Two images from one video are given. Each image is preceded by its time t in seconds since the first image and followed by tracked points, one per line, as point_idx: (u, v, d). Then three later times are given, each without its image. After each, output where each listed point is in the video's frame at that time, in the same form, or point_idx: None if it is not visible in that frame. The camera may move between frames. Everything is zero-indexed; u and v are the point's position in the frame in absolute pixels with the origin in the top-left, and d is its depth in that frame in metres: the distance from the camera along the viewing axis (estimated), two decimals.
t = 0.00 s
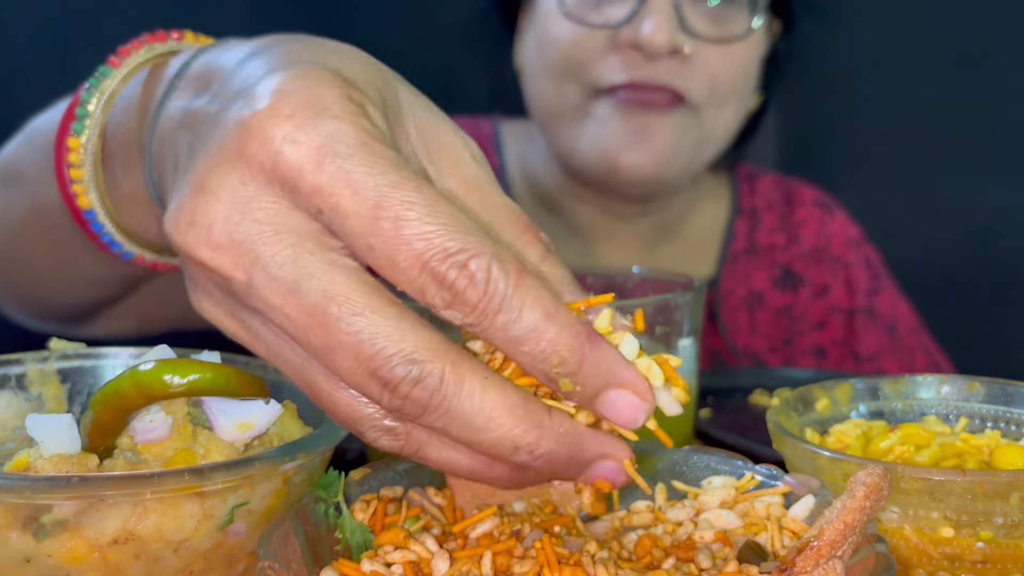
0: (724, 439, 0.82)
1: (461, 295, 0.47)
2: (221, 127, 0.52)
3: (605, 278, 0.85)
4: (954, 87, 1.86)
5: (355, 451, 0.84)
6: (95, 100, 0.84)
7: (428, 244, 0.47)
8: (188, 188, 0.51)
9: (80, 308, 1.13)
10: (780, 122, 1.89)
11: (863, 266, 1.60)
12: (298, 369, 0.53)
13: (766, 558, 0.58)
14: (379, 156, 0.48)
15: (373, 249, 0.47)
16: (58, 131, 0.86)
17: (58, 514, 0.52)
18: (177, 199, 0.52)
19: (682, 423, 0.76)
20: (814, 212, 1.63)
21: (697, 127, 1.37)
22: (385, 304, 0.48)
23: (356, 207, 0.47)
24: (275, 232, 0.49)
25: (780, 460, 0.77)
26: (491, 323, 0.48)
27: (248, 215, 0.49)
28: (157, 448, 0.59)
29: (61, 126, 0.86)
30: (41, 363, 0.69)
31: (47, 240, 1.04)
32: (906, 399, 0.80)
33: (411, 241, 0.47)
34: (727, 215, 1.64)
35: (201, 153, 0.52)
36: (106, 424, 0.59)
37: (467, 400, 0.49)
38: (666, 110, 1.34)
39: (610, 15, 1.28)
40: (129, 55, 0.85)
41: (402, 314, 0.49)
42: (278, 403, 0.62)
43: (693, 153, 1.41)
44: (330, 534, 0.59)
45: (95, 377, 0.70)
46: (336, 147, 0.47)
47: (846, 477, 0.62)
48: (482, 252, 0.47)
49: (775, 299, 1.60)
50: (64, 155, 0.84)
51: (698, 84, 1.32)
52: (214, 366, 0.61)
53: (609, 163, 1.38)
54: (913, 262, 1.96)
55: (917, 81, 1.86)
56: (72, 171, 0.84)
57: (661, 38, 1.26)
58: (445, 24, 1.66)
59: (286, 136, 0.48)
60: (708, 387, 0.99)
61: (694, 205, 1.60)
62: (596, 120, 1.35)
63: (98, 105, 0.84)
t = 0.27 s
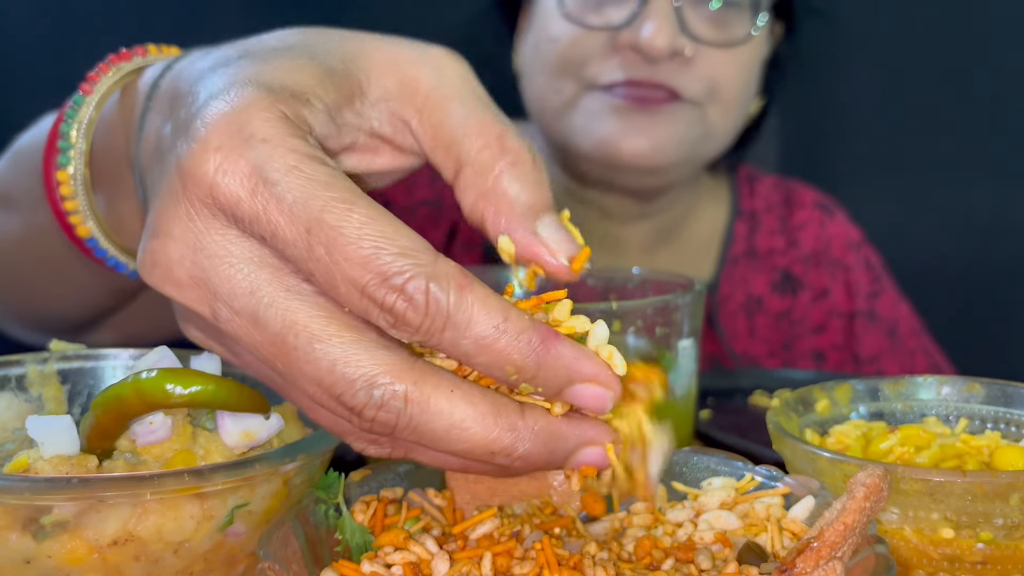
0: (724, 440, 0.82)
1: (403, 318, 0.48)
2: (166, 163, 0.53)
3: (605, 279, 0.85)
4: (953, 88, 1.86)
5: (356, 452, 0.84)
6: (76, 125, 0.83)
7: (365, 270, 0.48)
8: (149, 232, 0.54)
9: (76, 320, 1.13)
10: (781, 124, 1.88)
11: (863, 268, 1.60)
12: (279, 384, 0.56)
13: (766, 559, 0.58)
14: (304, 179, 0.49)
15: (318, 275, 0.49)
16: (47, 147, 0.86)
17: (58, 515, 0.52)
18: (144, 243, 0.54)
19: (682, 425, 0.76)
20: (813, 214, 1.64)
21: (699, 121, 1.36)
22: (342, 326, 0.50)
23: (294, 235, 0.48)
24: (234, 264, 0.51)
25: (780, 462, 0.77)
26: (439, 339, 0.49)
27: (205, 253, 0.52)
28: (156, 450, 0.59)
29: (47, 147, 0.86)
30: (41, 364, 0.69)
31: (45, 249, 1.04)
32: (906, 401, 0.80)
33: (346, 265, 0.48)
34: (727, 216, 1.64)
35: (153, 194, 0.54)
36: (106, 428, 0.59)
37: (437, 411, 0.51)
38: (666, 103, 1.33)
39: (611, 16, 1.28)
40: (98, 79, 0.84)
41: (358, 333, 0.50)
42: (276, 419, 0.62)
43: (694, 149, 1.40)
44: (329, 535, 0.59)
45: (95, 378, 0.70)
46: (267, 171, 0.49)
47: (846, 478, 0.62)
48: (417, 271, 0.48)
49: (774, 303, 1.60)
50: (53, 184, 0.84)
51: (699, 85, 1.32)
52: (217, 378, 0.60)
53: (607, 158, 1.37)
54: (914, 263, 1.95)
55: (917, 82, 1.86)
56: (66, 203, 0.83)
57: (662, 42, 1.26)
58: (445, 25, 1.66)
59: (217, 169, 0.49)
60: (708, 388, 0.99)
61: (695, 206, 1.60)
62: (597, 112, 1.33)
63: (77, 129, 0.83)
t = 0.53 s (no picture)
0: (724, 441, 0.82)
1: (396, 341, 0.49)
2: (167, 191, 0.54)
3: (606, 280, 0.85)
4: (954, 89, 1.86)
5: (356, 454, 0.84)
6: (86, 140, 0.84)
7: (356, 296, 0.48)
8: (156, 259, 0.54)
9: (73, 332, 1.12)
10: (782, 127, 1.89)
11: (863, 271, 1.60)
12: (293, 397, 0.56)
13: (766, 561, 0.58)
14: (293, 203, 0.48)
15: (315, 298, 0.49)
16: (55, 154, 0.86)
17: (58, 517, 0.52)
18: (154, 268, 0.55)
19: (681, 427, 0.76)
20: (813, 217, 1.64)
21: (697, 129, 1.36)
22: (347, 344, 0.51)
23: (288, 262, 0.49)
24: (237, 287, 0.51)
25: (780, 463, 0.77)
26: (432, 360, 0.49)
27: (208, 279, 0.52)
28: (157, 451, 0.59)
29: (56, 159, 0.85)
30: (42, 366, 0.69)
31: (45, 250, 1.04)
32: (905, 402, 0.80)
33: (338, 290, 0.48)
34: (726, 219, 1.63)
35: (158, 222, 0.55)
36: (106, 430, 0.59)
37: (444, 422, 0.51)
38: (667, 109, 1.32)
39: (612, 18, 1.29)
40: (105, 94, 0.85)
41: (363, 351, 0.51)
42: (278, 419, 0.62)
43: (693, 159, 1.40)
44: (329, 536, 0.59)
45: (96, 380, 0.70)
46: (257, 198, 0.48)
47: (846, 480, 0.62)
48: (409, 297, 0.48)
49: (774, 307, 1.60)
50: (64, 196, 0.83)
51: (700, 88, 1.31)
52: (217, 381, 0.60)
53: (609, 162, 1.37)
54: (916, 265, 1.96)
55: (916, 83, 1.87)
56: (84, 219, 0.83)
57: (662, 45, 1.26)
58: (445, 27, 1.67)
59: (213, 198, 0.49)
60: (708, 390, 0.99)
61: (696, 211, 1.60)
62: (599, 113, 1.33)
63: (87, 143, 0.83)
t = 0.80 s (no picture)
0: (724, 444, 0.82)
1: (403, 285, 0.48)
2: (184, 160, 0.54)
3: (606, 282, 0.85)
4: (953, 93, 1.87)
5: (356, 457, 0.84)
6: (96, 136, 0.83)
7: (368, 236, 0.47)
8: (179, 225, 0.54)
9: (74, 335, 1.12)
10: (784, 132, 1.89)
11: (864, 274, 1.61)
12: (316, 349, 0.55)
13: (766, 563, 0.58)
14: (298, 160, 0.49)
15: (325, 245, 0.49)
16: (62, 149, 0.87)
17: (58, 519, 0.52)
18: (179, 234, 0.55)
19: (681, 429, 0.77)
20: (813, 220, 1.64)
21: (700, 130, 1.37)
22: (360, 288, 0.50)
23: (298, 214, 0.49)
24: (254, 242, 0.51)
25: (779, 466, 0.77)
26: (442, 300, 0.48)
27: (226, 238, 0.52)
28: (158, 454, 0.59)
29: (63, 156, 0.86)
30: (43, 368, 0.69)
31: (45, 253, 1.04)
32: (905, 404, 0.80)
33: (348, 238, 0.48)
34: (724, 222, 1.63)
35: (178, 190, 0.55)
36: (107, 432, 0.59)
37: (457, 354, 0.50)
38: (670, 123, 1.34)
39: (615, 16, 1.28)
40: (108, 89, 0.85)
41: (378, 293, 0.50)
42: (278, 422, 0.62)
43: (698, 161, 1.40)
44: (329, 539, 0.59)
45: (96, 382, 0.70)
46: (267, 157, 0.50)
47: (846, 482, 0.62)
48: (411, 241, 0.47)
49: (773, 311, 1.60)
50: (75, 194, 0.85)
51: (700, 90, 1.32)
52: (218, 383, 0.60)
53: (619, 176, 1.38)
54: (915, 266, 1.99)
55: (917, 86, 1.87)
56: (101, 209, 0.84)
57: (663, 45, 1.25)
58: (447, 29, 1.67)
59: (227, 158, 0.51)
60: (708, 393, 0.99)
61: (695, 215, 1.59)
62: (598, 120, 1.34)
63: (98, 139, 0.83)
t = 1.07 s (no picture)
0: (722, 447, 0.83)
1: (448, 116, 0.61)
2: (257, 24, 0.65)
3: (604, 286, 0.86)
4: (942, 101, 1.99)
5: (357, 460, 0.84)
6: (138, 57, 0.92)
7: (428, 76, 0.60)
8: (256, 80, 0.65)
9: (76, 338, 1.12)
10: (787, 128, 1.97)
11: (862, 278, 1.61)
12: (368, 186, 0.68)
13: (761, 565, 0.59)
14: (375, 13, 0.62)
15: (387, 80, 0.61)
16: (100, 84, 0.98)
17: (61, 521, 0.52)
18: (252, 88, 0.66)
19: (679, 432, 0.77)
20: (812, 222, 1.62)
21: (693, 134, 1.38)
22: (411, 120, 0.63)
23: (366, 63, 0.61)
24: (325, 82, 0.63)
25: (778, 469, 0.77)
26: (477, 130, 0.61)
27: (300, 80, 0.63)
28: (160, 456, 0.60)
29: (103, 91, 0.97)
30: (45, 371, 0.69)
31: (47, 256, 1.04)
32: (903, 407, 0.81)
33: (409, 79, 0.60)
34: (721, 225, 1.61)
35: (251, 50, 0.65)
36: (110, 435, 0.59)
37: (491, 176, 0.63)
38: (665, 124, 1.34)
39: (619, 19, 1.29)
40: (148, 17, 0.92)
41: (428, 129, 0.63)
42: (280, 424, 0.63)
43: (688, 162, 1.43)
44: (329, 540, 0.59)
45: (98, 385, 0.71)
46: (340, 16, 0.61)
47: (843, 485, 0.62)
48: (455, 79, 0.60)
49: (768, 315, 1.61)
50: (117, 125, 0.97)
51: (700, 97, 1.32)
52: (220, 386, 0.60)
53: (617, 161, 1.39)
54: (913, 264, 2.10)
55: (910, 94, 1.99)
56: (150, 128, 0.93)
57: (667, 49, 1.26)
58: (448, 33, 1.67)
59: (304, 17, 0.61)
60: (706, 395, 0.99)
61: (691, 216, 1.57)
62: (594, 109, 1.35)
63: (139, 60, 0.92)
